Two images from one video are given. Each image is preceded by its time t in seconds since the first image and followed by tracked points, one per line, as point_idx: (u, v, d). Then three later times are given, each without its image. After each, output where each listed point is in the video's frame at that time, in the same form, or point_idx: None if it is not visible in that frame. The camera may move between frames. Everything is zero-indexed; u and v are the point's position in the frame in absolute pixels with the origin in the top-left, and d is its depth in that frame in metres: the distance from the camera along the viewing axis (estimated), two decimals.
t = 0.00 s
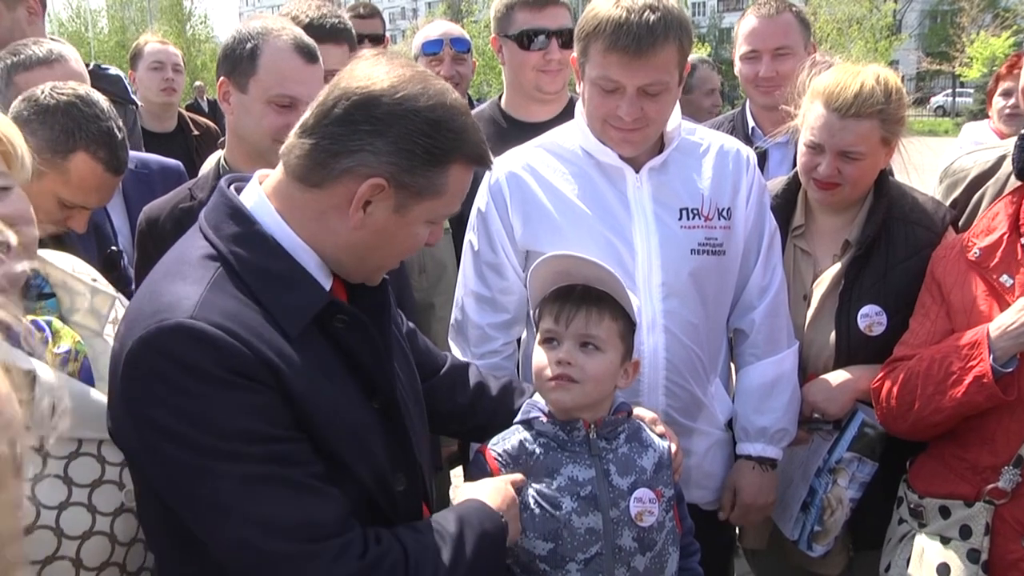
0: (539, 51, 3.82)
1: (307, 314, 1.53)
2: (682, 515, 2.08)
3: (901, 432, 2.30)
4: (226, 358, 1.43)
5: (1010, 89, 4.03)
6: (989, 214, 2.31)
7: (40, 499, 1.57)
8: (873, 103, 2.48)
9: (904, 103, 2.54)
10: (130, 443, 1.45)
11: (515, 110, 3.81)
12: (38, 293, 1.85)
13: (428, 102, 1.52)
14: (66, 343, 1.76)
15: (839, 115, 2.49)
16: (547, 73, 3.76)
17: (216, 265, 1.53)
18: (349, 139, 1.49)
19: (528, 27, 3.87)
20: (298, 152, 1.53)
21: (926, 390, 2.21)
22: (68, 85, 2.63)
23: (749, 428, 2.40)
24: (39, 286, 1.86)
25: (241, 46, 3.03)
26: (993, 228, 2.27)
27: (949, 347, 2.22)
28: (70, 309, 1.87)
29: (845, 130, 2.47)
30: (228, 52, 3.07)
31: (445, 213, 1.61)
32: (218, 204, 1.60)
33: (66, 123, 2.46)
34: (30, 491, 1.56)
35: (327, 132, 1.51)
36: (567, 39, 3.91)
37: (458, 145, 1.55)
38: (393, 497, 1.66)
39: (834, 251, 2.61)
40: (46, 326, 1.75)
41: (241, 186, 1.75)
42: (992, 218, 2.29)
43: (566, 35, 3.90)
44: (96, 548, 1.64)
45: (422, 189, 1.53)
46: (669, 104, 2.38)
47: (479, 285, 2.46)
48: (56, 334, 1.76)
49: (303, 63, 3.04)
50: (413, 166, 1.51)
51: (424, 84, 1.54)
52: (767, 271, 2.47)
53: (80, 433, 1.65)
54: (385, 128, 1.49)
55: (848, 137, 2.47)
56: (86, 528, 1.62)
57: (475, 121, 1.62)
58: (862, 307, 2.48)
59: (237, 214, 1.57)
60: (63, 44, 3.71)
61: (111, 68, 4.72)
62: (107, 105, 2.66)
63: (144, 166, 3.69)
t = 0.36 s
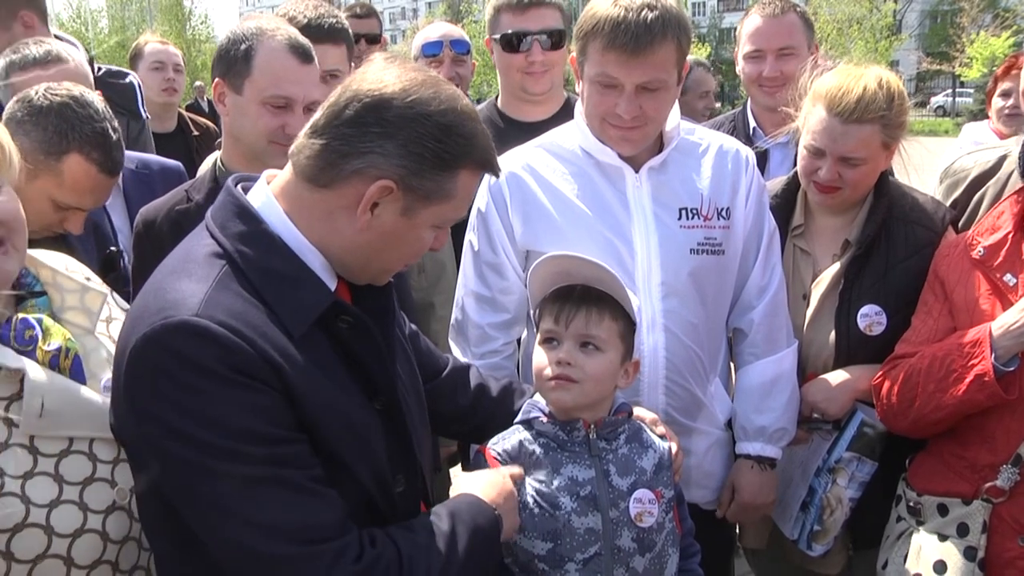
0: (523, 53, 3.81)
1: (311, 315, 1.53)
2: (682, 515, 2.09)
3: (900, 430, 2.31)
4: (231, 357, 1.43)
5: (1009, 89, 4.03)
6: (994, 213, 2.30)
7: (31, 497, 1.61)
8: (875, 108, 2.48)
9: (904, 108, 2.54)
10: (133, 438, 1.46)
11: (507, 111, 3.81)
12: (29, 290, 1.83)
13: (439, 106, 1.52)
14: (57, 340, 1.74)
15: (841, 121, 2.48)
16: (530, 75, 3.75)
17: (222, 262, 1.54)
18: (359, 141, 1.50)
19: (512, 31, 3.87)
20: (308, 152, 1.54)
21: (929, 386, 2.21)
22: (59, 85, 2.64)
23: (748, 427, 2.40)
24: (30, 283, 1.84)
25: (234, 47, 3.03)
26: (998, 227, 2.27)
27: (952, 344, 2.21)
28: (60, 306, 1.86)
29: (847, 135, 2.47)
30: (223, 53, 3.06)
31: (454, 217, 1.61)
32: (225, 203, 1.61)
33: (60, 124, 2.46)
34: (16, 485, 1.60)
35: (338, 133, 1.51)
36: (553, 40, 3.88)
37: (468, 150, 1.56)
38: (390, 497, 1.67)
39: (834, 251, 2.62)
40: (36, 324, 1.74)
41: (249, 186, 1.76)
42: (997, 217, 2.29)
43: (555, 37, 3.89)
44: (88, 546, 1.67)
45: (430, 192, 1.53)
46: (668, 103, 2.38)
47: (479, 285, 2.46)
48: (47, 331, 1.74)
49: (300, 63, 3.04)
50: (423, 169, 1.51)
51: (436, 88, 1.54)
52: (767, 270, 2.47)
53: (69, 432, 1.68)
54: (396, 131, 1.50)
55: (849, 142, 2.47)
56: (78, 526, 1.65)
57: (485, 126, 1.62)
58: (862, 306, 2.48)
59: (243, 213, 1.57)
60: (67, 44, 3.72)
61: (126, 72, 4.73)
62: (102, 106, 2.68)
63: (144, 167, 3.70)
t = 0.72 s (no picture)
0: (510, 53, 3.81)
1: (306, 315, 1.53)
2: (682, 514, 2.08)
3: (901, 428, 2.31)
4: (227, 358, 1.42)
5: (1010, 88, 4.02)
6: (996, 212, 2.30)
7: (31, 493, 1.61)
8: (880, 109, 2.47)
9: (910, 107, 2.54)
10: (129, 440, 1.45)
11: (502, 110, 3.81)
12: (26, 288, 1.83)
13: (431, 102, 1.51)
14: (55, 337, 1.74)
15: (845, 121, 2.48)
16: (519, 75, 3.74)
17: (218, 262, 1.54)
18: (351, 138, 1.50)
19: (502, 32, 3.86)
20: (301, 151, 1.54)
21: (930, 385, 2.21)
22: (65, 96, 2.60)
23: (748, 427, 2.40)
24: (27, 281, 1.84)
25: (232, 47, 3.02)
26: (999, 227, 2.26)
27: (952, 343, 2.20)
28: (58, 303, 1.86)
29: (852, 137, 2.47)
30: (221, 53, 3.06)
31: (447, 214, 1.61)
32: (219, 204, 1.60)
33: (64, 136, 2.46)
34: (18, 480, 1.60)
35: (330, 131, 1.51)
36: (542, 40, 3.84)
37: (461, 146, 1.55)
38: (387, 496, 1.66)
39: (835, 250, 2.61)
40: (35, 321, 1.73)
41: (244, 186, 1.76)
42: (999, 216, 2.28)
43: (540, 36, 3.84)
44: (88, 541, 1.67)
45: (424, 189, 1.53)
46: (666, 103, 2.38)
47: (480, 285, 2.46)
48: (46, 328, 1.74)
49: (298, 63, 3.04)
50: (416, 166, 1.51)
51: (427, 84, 1.54)
52: (767, 269, 2.47)
53: (69, 427, 1.68)
54: (388, 128, 1.49)
55: (853, 143, 2.47)
56: (78, 522, 1.65)
57: (478, 122, 1.62)
58: (863, 306, 2.48)
59: (237, 213, 1.57)
60: (73, 44, 3.71)
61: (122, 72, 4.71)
62: (107, 115, 2.68)
63: (145, 166, 3.70)
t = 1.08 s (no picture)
0: (508, 54, 3.79)
1: (299, 315, 1.53)
2: (681, 513, 2.08)
3: (908, 423, 2.31)
4: (219, 358, 1.42)
5: (1012, 89, 4.01)
6: (1011, 209, 2.29)
7: (45, 482, 1.68)
8: (879, 110, 2.47)
9: (909, 108, 2.54)
10: (123, 441, 1.45)
11: (502, 110, 3.80)
12: (38, 283, 1.91)
13: (424, 103, 1.51)
14: (68, 330, 1.81)
15: (845, 122, 2.48)
16: (518, 76, 3.73)
17: (211, 262, 1.53)
18: (345, 139, 1.49)
19: (500, 32, 3.85)
20: (295, 152, 1.54)
21: (941, 378, 2.20)
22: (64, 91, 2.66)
23: (751, 426, 2.39)
24: (39, 277, 1.92)
25: (235, 47, 3.02)
26: (1015, 222, 2.24)
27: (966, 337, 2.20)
28: (69, 297, 1.94)
29: (851, 137, 2.47)
30: (223, 53, 3.06)
31: (442, 214, 1.60)
32: (214, 204, 1.60)
33: (68, 136, 2.46)
34: (35, 471, 1.68)
35: (323, 132, 1.51)
36: (545, 41, 3.85)
37: (455, 146, 1.55)
38: (377, 496, 1.66)
39: (836, 250, 2.61)
40: (48, 314, 1.81)
41: (238, 186, 1.76)
42: (1014, 212, 2.27)
43: (544, 37, 3.86)
44: (100, 530, 1.73)
45: (418, 189, 1.53)
46: (667, 102, 2.38)
47: (482, 284, 2.46)
48: (58, 321, 1.82)
49: (300, 64, 3.04)
50: (409, 166, 1.50)
51: (421, 84, 1.54)
52: (768, 269, 2.47)
53: (80, 419, 1.75)
54: (382, 129, 1.49)
55: (853, 144, 2.46)
56: (90, 511, 1.72)
57: (471, 122, 1.62)
58: (864, 306, 2.48)
59: (231, 213, 1.56)
60: (75, 44, 3.70)
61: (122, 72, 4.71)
62: (110, 116, 2.68)
63: (147, 166, 3.70)
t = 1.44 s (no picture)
0: (507, 53, 3.80)
1: (296, 312, 1.54)
2: (681, 511, 2.07)
3: (912, 420, 2.32)
4: (215, 356, 1.42)
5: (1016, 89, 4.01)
6: None
7: (71, 440, 1.79)
8: (880, 111, 2.47)
9: (909, 108, 2.53)
10: (122, 444, 1.45)
11: (502, 110, 3.80)
12: (68, 267, 2.06)
13: (418, 103, 1.51)
14: (94, 305, 1.95)
15: (845, 123, 2.47)
16: (517, 75, 3.73)
17: (206, 262, 1.54)
18: (338, 140, 1.49)
19: (499, 32, 3.85)
20: (288, 153, 1.54)
21: (949, 374, 2.20)
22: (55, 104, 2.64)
23: (751, 426, 2.40)
24: (68, 261, 2.07)
25: (236, 47, 3.02)
26: None
27: (976, 334, 2.19)
28: (95, 280, 2.10)
29: (851, 138, 2.47)
30: (225, 52, 3.06)
31: (437, 215, 1.60)
32: (206, 204, 1.60)
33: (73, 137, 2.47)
34: (62, 429, 1.79)
35: (316, 133, 1.51)
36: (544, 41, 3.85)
37: (449, 146, 1.55)
38: (377, 489, 1.66)
39: (837, 251, 2.61)
40: (76, 290, 1.96)
41: (232, 186, 1.76)
42: None
43: (543, 36, 3.86)
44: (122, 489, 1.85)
45: (413, 191, 1.52)
46: (668, 102, 2.38)
47: (484, 283, 2.47)
48: (85, 297, 1.97)
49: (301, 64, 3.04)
50: (403, 167, 1.50)
51: (415, 84, 1.54)
52: (770, 269, 2.47)
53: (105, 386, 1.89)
54: (375, 130, 1.49)
55: (853, 145, 2.46)
56: (113, 471, 1.83)
57: (467, 122, 1.61)
58: (864, 306, 2.47)
59: (223, 212, 1.57)
60: (73, 44, 3.70)
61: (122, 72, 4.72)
62: (112, 115, 2.68)
63: (147, 166, 3.70)
